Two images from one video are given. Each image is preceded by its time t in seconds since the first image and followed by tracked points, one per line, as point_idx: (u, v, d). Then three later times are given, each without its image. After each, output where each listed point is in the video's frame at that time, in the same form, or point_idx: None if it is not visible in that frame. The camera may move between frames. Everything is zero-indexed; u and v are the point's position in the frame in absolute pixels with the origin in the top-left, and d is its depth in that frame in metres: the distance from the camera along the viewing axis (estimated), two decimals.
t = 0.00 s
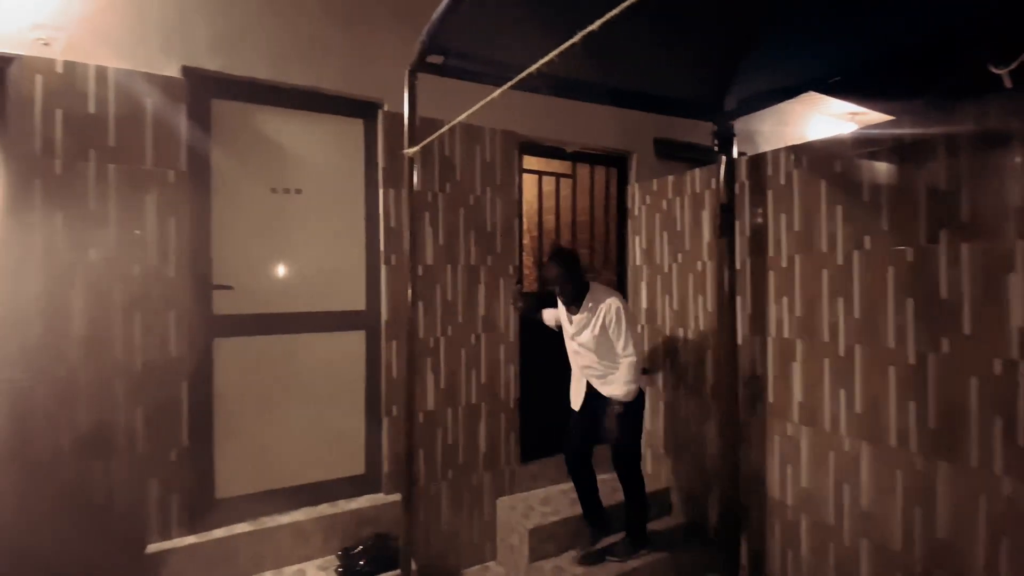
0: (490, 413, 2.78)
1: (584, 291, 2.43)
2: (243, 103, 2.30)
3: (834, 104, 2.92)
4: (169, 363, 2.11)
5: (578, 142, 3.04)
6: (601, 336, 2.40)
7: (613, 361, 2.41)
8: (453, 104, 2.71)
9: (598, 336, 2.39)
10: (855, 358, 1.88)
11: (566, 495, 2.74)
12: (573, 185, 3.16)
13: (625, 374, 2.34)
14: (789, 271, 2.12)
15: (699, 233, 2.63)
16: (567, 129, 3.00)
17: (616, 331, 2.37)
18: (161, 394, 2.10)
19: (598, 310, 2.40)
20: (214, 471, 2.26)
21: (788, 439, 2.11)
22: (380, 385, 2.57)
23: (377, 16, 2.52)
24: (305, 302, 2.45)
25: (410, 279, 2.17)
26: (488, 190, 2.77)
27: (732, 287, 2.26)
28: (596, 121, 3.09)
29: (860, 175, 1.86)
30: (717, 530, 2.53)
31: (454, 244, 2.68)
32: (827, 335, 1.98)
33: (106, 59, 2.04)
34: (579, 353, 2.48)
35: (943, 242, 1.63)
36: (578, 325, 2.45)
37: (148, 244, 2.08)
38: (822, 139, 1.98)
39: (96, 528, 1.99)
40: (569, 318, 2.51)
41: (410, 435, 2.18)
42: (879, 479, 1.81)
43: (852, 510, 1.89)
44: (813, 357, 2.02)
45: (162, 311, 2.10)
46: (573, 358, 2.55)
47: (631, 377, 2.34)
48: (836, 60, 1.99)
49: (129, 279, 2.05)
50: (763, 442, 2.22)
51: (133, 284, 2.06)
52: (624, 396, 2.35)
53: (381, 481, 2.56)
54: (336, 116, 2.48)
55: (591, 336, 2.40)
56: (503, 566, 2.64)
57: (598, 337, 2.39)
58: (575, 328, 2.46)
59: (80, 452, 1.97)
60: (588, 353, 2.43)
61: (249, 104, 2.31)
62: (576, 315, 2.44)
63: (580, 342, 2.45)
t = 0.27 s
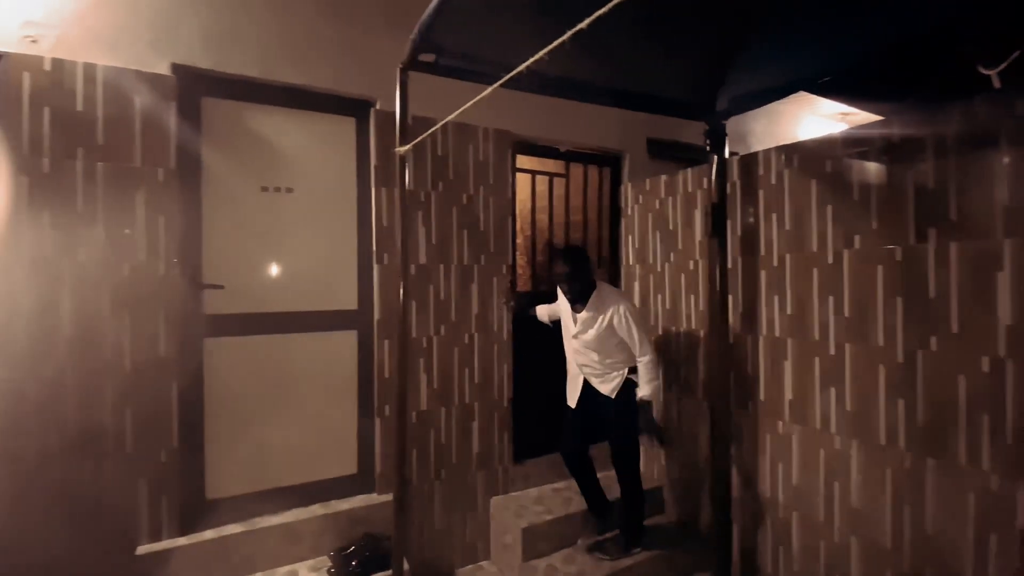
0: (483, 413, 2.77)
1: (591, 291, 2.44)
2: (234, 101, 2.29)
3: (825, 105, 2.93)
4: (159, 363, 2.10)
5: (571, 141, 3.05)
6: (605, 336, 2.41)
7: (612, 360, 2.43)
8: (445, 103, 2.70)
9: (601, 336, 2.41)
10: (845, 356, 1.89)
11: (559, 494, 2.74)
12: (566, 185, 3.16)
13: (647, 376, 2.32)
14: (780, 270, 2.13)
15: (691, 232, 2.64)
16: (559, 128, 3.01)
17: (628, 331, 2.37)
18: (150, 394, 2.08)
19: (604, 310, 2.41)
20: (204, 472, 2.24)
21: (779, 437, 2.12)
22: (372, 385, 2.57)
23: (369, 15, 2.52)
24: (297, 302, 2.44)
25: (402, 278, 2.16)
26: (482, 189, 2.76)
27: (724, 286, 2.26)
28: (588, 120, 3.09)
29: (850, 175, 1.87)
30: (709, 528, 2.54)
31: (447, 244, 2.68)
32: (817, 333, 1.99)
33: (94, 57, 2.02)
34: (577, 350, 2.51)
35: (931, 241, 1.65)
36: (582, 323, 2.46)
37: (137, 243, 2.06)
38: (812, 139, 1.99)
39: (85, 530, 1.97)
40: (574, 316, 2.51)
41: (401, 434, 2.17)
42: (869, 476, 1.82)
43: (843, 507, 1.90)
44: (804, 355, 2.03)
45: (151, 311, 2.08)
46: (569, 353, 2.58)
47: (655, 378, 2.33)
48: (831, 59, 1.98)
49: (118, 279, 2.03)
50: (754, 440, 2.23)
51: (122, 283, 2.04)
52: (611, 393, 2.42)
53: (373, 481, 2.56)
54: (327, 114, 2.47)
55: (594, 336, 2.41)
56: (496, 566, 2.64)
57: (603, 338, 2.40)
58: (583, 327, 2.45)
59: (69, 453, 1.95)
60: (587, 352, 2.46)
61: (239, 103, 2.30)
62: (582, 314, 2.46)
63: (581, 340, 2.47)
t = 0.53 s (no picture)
0: (477, 412, 2.77)
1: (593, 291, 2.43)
2: (224, 99, 2.27)
3: (817, 106, 2.93)
4: (150, 363, 2.08)
5: (564, 141, 3.05)
6: (606, 337, 2.41)
7: (612, 361, 2.43)
8: (437, 102, 2.70)
9: (602, 337, 2.40)
10: (835, 355, 1.90)
11: (552, 493, 2.75)
12: (560, 184, 3.17)
13: (652, 378, 2.33)
14: (771, 269, 2.14)
15: (684, 232, 2.65)
16: (553, 128, 3.01)
17: (632, 334, 2.36)
18: (141, 395, 2.07)
19: (608, 311, 2.40)
20: (195, 473, 2.23)
21: (770, 435, 2.14)
22: (365, 385, 2.56)
23: (361, 14, 2.51)
24: (289, 301, 2.43)
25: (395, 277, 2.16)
26: (475, 188, 2.76)
27: (716, 286, 2.27)
28: (582, 120, 3.10)
29: (840, 175, 1.88)
30: (702, 526, 2.55)
31: (440, 243, 2.67)
32: (808, 332, 2.00)
33: (83, 55, 2.01)
34: (575, 349, 2.50)
35: (920, 240, 1.66)
36: (583, 324, 2.44)
37: (127, 243, 2.04)
38: (803, 139, 2.00)
39: (74, 531, 1.96)
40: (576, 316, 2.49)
41: (394, 434, 2.17)
42: (859, 473, 1.84)
43: (833, 504, 1.92)
44: (795, 354, 2.05)
45: (141, 310, 2.07)
46: (568, 350, 2.57)
47: (659, 379, 2.34)
48: (826, 61, 1.97)
49: (107, 278, 2.01)
50: (746, 438, 2.24)
51: (112, 283, 2.02)
52: (607, 393, 2.42)
53: (366, 481, 2.55)
54: (319, 113, 2.46)
55: (595, 337, 2.40)
56: (490, 565, 2.64)
57: (604, 339, 2.40)
58: (583, 327, 2.44)
59: (58, 455, 1.94)
60: (587, 352, 2.45)
61: (230, 101, 2.28)
62: (583, 314, 2.43)
63: (581, 340, 2.45)
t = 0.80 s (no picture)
0: (470, 412, 2.77)
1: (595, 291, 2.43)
2: (216, 97, 2.25)
3: (807, 107, 2.93)
4: (140, 363, 2.07)
5: (557, 141, 3.06)
6: (606, 338, 2.43)
7: (609, 361, 2.45)
8: (430, 101, 2.70)
9: (602, 338, 2.42)
10: (825, 354, 1.92)
11: (546, 492, 2.75)
12: (553, 184, 3.18)
13: (646, 379, 2.34)
14: (763, 269, 2.15)
15: (676, 232, 2.66)
16: (546, 128, 3.01)
17: (630, 336, 2.37)
18: (131, 395, 2.06)
19: (609, 313, 2.41)
20: (187, 474, 2.22)
21: (762, 433, 2.15)
22: (358, 385, 2.56)
23: (353, 13, 2.51)
24: (281, 301, 2.42)
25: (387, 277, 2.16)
26: (468, 188, 2.76)
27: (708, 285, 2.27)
28: (575, 121, 3.10)
29: (830, 175, 1.89)
30: (694, 524, 2.57)
31: (434, 243, 2.67)
32: (799, 331, 2.01)
33: (72, 52, 1.99)
34: (574, 347, 2.52)
35: (908, 239, 1.67)
36: (583, 324, 2.46)
37: (117, 243, 2.03)
38: (794, 140, 2.01)
39: (64, 533, 1.95)
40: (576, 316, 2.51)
41: (387, 434, 2.17)
42: (849, 471, 1.85)
43: (823, 501, 1.93)
44: (786, 353, 2.06)
45: (131, 310, 2.05)
46: (566, 348, 2.59)
47: (653, 381, 2.34)
48: (818, 62, 1.98)
49: (97, 278, 2.00)
50: (738, 436, 2.25)
51: (102, 283, 2.01)
52: (602, 392, 2.43)
53: (359, 481, 2.55)
54: (312, 112, 2.45)
55: (595, 337, 2.42)
56: (484, 565, 2.64)
57: (603, 339, 2.42)
58: (583, 327, 2.46)
59: (47, 456, 1.92)
60: (585, 352, 2.47)
61: (221, 99, 2.27)
62: (583, 314, 2.45)
63: (580, 340, 2.47)
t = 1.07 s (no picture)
0: (464, 412, 2.77)
1: (593, 290, 2.44)
2: (206, 96, 2.23)
3: (798, 108, 2.94)
4: (130, 364, 2.06)
5: (550, 141, 3.07)
6: (602, 338, 2.43)
7: (603, 361, 2.45)
8: (422, 101, 2.69)
9: (598, 338, 2.43)
10: (815, 352, 1.93)
11: (539, 491, 2.75)
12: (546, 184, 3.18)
13: (638, 380, 2.34)
14: (754, 268, 2.16)
15: (669, 232, 2.67)
16: (539, 127, 3.02)
17: (626, 335, 2.37)
18: (121, 396, 2.04)
19: (606, 313, 2.42)
20: (178, 476, 2.20)
21: (753, 431, 2.16)
22: (350, 385, 2.55)
23: (344, 12, 2.50)
24: (273, 301, 2.41)
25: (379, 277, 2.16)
26: (462, 188, 2.76)
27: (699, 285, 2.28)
28: (568, 121, 3.11)
29: (820, 175, 1.91)
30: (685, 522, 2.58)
31: (426, 242, 2.67)
32: (789, 330, 2.03)
33: (60, 50, 1.97)
34: (569, 346, 2.52)
35: (897, 239, 1.69)
36: (581, 323, 2.47)
37: (107, 242, 2.01)
38: (784, 140, 2.02)
39: (52, 535, 1.93)
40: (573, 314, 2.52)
41: (379, 433, 2.17)
42: (838, 468, 1.86)
43: (813, 498, 1.94)
44: (777, 352, 2.07)
45: (120, 310, 2.04)
46: (562, 347, 2.60)
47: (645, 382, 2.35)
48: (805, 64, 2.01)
49: (85, 278, 1.98)
50: (729, 435, 2.26)
51: (91, 282, 1.99)
52: (595, 391, 2.43)
53: (351, 481, 2.54)
54: (304, 111, 2.44)
55: (591, 337, 2.43)
56: (477, 564, 2.64)
57: (598, 339, 2.42)
58: (579, 326, 2.47)
59: (35, 457, 1.90)
60: (580, 351, 2.47)
61: (212, 98, 2.25)
62: (581, 313, 2.46)
63: (576, 338, 2.48)
